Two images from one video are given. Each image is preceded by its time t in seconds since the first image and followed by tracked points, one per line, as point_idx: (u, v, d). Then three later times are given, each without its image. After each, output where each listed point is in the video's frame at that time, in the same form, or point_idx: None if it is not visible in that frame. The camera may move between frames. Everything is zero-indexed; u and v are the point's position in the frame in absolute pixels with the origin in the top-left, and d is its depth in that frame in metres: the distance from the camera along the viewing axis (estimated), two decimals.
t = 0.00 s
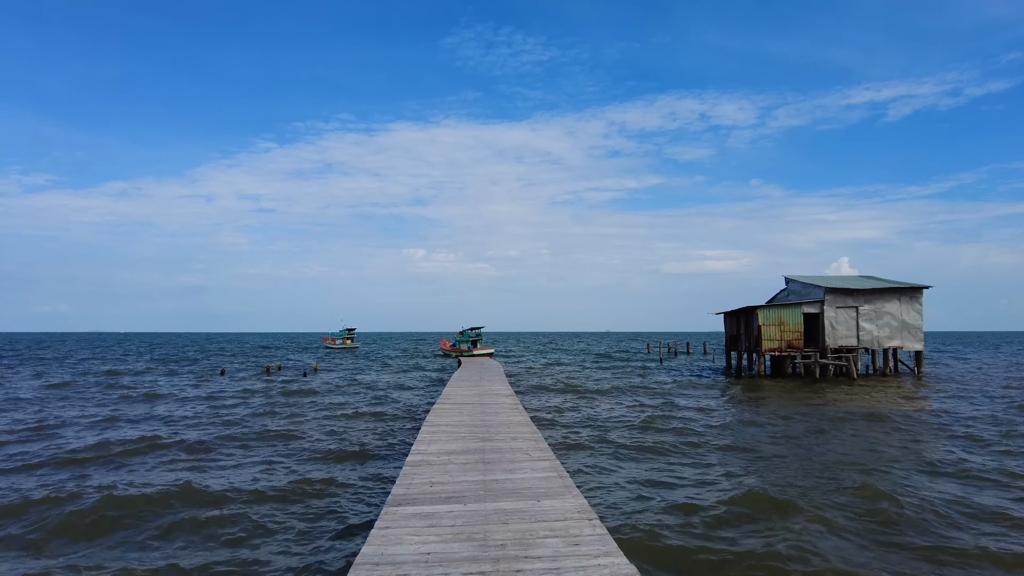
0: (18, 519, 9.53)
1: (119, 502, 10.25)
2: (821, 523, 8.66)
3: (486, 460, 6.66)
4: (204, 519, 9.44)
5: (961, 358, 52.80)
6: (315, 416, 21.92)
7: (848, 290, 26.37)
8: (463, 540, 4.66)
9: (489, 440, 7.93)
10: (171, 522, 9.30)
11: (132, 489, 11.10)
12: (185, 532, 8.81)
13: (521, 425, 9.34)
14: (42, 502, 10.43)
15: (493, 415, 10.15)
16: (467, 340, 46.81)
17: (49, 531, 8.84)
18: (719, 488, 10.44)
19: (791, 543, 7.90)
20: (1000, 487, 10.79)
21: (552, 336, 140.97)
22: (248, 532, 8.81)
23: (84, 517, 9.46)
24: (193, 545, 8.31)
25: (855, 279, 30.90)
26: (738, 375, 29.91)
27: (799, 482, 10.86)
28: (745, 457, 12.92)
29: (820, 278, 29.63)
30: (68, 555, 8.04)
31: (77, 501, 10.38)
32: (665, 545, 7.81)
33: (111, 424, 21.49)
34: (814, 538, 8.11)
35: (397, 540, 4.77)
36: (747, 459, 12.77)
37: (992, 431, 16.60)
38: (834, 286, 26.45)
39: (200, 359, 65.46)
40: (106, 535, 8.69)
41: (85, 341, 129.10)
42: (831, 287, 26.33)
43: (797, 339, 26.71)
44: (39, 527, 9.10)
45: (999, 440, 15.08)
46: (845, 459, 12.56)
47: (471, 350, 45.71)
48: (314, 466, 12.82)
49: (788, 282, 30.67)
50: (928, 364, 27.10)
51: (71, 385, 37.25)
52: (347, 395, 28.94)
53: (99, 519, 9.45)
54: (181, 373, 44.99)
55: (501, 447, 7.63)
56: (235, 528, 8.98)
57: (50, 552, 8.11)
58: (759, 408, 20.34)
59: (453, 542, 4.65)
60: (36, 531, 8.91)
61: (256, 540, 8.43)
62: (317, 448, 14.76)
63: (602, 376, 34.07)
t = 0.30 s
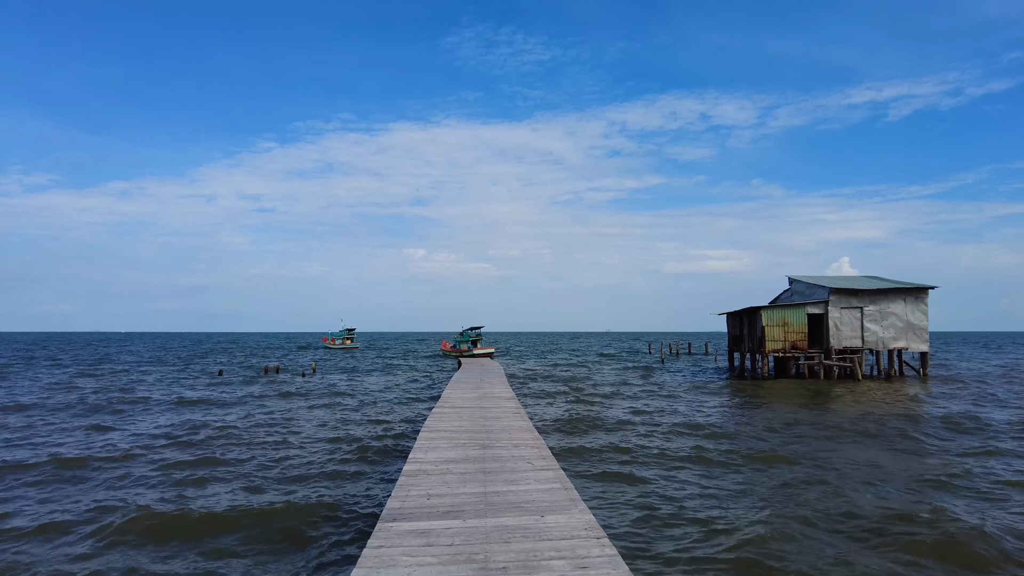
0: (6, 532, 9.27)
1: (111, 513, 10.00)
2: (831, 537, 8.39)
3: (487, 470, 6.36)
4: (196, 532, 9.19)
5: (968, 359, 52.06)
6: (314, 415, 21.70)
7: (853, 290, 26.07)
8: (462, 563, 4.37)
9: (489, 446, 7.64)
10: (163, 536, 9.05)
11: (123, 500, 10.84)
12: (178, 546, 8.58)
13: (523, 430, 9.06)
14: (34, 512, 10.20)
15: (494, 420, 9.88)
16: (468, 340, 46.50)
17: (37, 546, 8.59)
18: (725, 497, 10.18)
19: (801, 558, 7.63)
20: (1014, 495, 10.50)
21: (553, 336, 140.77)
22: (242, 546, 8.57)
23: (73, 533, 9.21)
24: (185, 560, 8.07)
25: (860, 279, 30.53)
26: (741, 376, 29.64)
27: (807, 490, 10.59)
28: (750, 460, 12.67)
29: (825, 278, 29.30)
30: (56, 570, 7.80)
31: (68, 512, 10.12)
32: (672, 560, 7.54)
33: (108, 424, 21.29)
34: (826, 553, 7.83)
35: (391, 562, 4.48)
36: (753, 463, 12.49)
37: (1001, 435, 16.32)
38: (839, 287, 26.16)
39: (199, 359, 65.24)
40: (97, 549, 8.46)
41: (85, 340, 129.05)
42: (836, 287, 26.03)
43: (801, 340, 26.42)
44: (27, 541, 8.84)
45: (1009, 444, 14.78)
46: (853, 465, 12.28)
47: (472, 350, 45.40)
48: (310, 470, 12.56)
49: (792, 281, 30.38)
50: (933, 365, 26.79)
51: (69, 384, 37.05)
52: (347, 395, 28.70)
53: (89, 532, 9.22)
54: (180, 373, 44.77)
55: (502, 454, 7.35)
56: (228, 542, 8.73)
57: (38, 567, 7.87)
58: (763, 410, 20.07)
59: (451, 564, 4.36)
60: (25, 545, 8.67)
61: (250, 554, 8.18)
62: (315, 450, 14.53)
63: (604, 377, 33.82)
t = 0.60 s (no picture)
0: None
1: (99, 520, 9.73)
2: (843, 542, 8.10)
3: (485, 476, 6.05)
4: (187, 537, 8.92)
5: (967, 359, 52.07)
6: (312, 415, 21.52)
7: (857, 289, 25.77)
8: None
9: (488, 450, 7.35)
10: (153, 541, 8.79)
11: (114, 504, 10.58)
12: (167, 552, 8.30)
13: (524, 432, 8.78)
14: (19, 518, 9.92)
15: (494, 421, 9.60)
16: (468, 340, 46.24)
17: (20, 553, 8.30)
18: (732, 499, 9.90)
19: (812, 564, 7.33)
20: None
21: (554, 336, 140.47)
22: (234, 551, 8.31)
23: (60, 538, 8.94)
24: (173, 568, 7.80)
25: (864, 279, 30.24)
26: (744, 376, 29.32)
27: (816, 492, 10.30)
28: (756, 461, 12.38)
29: (828, 277, 29.01)
30: None
31: (54, 519, 9.82)
32: (677, 566, 7.24)
33: (105, 424, 21.06)
34: (837, 558, 7.54)
35: None
36: (759, 463, 12.22)
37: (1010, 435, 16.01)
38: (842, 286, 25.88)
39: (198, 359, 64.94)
40: (81, 555, 8.19)
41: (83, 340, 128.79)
42: (840, 286, 25.72)
43: (805, 339, 26.12)
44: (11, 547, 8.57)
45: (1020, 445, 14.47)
46: (862, 466, 11.99)
47: (472, 350, 45.19)
48: (306, 472, 12.29)
49: (795, 281, 30.09)
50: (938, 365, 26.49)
51: (66, 385, 36.81)
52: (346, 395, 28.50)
53: (77, 538, 8.96)
54: (178, 373, 44.47)
55: (501, 458, 7.06)
56: (220, 547, 8.47)
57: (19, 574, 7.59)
58: (767, 410, 19.76)
59: None
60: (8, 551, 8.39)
61: (240, 562, 7.89)
62: (312, 451, 14.31)
63: (605, 377, 33.55)
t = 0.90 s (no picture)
0: None
1: (88, 529, 9.49)
2: (858, 556, 7.80)
3: (485, 488, 5.77)
4: (176, 548, 8.61)
5: (970, 359, 51.82)
6: (312, 416, 21.28)
7: (862, 290, 25.47)
8: None
9: (489, 458, 7.06)
10: (142, 552, 8.49)
11: (104, 512, 10.29)
12: (157, 562, 8.07)
13: (526, 438, 8.48)
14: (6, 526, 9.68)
15: (494, 427, 9.31)
16: (469, 340, 46.01)
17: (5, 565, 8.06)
18: (741, 506, 9.60)
19: None
20: None
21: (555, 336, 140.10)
22: (226, 561, 8.02)
23: (47, 551, 8.65)
24: None
25: (869, 279, 29.86)
26: (747, 376, 29.04)
27: (827, 500, 9.99)
28: (761, 465, 12.13)
29: (833, 277, 28.70)
30: None
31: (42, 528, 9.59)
32: None
33: (102, 426, 20.82)
34: (848, 573, 7.29)
35: None
36: (766, 467, 11.91)
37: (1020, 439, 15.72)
38: (847, 286, 25.58)
39: (198, 359, 64.59)
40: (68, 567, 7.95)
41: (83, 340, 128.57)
42: (845, 287, 25.42)
43: (808, 340, 25.84)
44: None
45: None
46: (873, 473, 11.69)
47: (473, 350, 44.91)
48: (302, 477, 11.99)
49: (798, 280, 29.79)
50: (944, 367, 26.18)
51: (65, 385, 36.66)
52: (346, 396, 28.25)
53: (65, 550, 8.66)
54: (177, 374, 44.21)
55: (502, 467, 6.76)
56: (212, 556, 8.21)
57: None
58: (771, 412, 19.50)
59: None
60: None
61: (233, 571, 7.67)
62: (310, 454, 14.06)
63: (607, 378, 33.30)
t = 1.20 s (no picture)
0: None
1: (78, 533, 9.23)
2: (876, 562, 7.50)
3: (488, 495, 5.49)
4: (168, 556, 8.34)
5: (977, 361, 51.31)
6: (310, 419, 21.07)
7: (868, 290, 25.16)
8: None
9: (491, 462, 6.78)
10: (132, 559, 8.22)
11: (95, 515, 10.03)
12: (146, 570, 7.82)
13: (528, 442, 8.21)
14: None
15: (496, 430, 9.05)
16: (469, 342, 45.80)
17: None
18: (751, 510, 9.29)
19: None
20: None
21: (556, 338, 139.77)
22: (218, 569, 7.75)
23: (35, 555, 8.38)
24: None
25: (874, 279, 29.55)
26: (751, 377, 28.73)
27: (842, 504, 9.68)
28: (770, 467, 11.83)
29: (838, 278, 28.41)
30: None
31: (31, 530, 9.33)
32: None
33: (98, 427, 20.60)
34: None
35: None
36: (775, 469, 11.62)
37: None
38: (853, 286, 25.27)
39: (198, 360, 64.39)
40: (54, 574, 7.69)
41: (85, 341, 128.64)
42: (850, 287, 25.12)
43: (814, 341, 25.53)
44: None
45: None
46: (886, 476, 11.38)
47: (474, 352, 44.66)
48: (299, 482, 11.73)
49: (803, 281, 29.50)
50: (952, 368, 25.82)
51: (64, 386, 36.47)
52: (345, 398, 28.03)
53: (52, 554, 8.38)
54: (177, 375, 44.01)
55: (505, 473, 6.47)
56: (203, 564, 7.95)
57: None
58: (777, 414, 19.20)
59: None
60: None
61: None
62: (307, 457, 13.86)
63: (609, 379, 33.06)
